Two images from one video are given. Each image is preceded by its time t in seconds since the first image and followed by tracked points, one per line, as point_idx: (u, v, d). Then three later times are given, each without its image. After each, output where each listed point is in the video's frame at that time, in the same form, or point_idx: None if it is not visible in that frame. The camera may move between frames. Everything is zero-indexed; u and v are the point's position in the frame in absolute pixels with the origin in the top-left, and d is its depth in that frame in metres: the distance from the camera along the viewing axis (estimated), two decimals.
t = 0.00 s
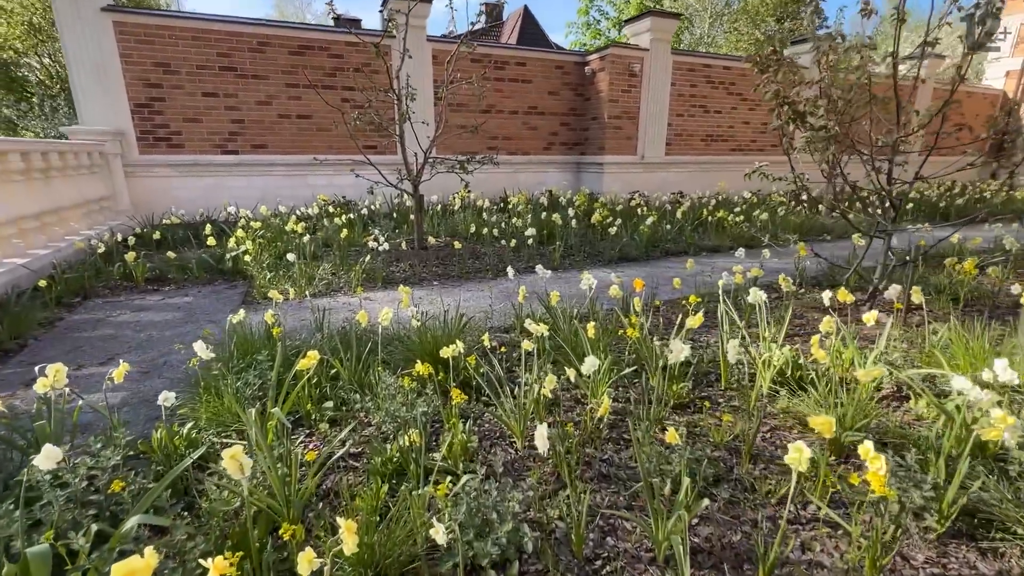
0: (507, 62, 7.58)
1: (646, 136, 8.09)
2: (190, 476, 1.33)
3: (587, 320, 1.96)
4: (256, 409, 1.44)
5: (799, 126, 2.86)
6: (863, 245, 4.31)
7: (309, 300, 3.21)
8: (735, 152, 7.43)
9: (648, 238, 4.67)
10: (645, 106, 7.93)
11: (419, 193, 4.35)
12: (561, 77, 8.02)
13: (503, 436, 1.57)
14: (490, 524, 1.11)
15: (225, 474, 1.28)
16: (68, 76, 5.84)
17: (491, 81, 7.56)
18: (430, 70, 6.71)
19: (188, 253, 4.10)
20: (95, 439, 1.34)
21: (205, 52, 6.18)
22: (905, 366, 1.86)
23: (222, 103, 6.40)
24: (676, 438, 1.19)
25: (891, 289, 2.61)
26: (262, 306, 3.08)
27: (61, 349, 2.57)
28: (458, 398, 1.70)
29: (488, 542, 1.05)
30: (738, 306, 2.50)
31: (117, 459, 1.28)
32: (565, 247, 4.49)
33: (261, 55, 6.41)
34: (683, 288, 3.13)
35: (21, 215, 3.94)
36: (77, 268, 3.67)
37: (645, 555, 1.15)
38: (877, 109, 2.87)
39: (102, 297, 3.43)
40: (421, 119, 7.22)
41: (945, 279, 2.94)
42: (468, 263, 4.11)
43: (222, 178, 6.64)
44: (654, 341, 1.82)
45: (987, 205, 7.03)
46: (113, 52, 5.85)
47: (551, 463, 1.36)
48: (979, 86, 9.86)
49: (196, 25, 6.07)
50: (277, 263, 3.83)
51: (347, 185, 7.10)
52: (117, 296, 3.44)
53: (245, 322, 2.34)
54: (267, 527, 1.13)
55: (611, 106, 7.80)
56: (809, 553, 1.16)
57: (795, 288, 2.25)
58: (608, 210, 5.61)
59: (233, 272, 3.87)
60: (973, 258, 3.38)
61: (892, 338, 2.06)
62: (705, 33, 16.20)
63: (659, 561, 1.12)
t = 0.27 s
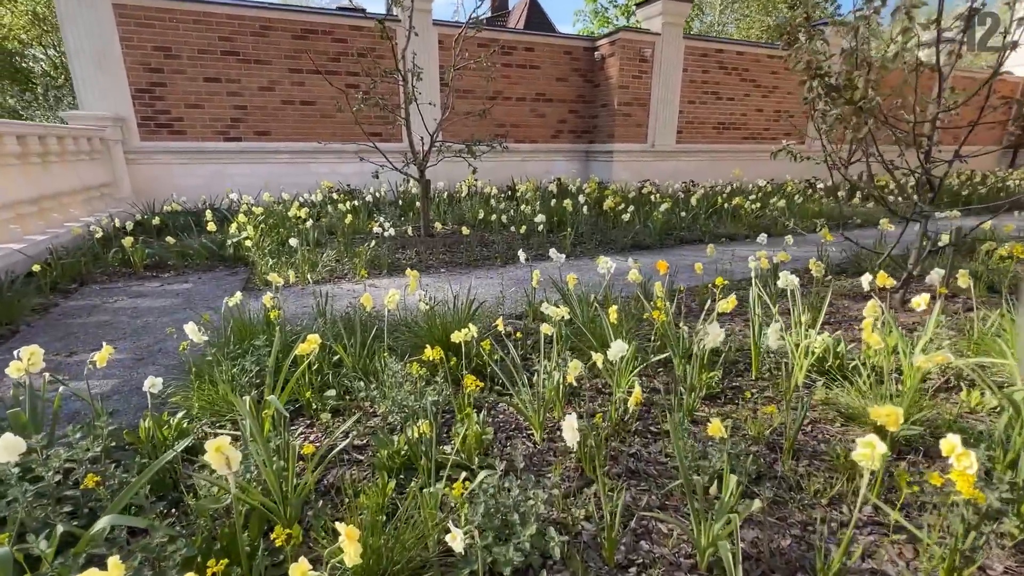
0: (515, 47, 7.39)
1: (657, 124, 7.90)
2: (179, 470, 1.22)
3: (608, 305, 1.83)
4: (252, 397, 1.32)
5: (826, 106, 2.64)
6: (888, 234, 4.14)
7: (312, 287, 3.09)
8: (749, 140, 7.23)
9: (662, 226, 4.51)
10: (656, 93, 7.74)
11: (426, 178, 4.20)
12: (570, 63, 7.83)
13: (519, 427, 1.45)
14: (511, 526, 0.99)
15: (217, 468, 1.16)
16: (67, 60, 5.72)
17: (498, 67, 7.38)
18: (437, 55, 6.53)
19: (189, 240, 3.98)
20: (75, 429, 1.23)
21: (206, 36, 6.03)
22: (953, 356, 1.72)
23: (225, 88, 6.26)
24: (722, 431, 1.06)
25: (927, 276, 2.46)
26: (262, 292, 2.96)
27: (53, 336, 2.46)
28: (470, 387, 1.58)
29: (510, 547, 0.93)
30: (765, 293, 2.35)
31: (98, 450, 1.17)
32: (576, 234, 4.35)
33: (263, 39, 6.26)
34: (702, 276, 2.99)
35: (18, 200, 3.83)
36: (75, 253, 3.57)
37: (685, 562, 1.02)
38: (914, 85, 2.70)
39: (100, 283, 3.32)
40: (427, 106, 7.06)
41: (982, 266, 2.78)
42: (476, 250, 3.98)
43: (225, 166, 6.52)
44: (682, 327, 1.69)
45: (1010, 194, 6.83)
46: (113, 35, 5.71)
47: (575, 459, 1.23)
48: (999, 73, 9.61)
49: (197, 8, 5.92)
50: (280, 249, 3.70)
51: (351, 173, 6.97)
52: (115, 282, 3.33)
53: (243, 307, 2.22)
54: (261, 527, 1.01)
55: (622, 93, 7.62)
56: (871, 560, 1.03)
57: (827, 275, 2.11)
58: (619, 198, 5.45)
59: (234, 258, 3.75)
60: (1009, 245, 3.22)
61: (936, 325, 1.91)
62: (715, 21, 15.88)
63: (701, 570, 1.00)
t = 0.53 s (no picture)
0: (522, 30, 7.22)
1: (667, 109, 7.73)
2: (171, 451, 1.12)
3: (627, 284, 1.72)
4: (249, 374, 1.23)
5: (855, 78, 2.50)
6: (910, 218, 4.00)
7: (315, 269, 2.99)
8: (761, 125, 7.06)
9: (675, 210, 4.38)
10: (665, 77, 7.57)
11: (431, 160, 4.07)
12: (577, 46, 7.65)
13: (537, 409, 1.35)
14: (533, 514, 0.89)
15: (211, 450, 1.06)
16: (65, 42, 5.60)
17: (504, 51, 7.22)
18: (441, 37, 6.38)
19: (189, 223, 3.88)
20: (58, 407, 1.13)
21: (207, 17, 5.90)
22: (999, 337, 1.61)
23: (226, 71, 6.14)
24: (772, 410, 0.94)
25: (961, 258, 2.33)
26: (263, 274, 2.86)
27: (47, 317, 2.37)
28: (483, 367, 1.48)
29: (535, 537, 0.83)
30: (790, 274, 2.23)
31: (82, 429, 1.08)
32: (586, 219, 4.22)
33: (265, 20, 6.12)
34: (720, 259, 2.87)
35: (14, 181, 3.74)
36: (72, 235, 3.48)
37: (727, 554, 0.93)
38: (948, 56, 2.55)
39: (98, 266, 3.23)
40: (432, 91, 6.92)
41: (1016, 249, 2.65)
42: (483, 234, 3.86)
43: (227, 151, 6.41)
44: (708, 305, 1.58)
45: None
46: (111, 16, 5.59)
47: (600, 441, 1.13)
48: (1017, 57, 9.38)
49: None
50: (282, 232, 3.60)
51: (355, 159, 6.85)
52: (113, 265, 3.24)
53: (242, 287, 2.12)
54: (258, 514, 0.92)
55: (630, 77, 7.45)
56: (934, 554, 0.92)
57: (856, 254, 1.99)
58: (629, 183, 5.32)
59: (235, 242, 3.65)
60: None
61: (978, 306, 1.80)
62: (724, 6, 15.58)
63: (746, 563, 0.90)
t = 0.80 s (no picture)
0: (527, 12, 7.07)
1: (674, 95, 7.58)
2: (163, 432, 1.05)
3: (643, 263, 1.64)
4: (246, 352, 1.15)
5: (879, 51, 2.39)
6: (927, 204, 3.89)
7: (316, 252, 2.90)
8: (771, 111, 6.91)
9: (684, 195, 4.28)
10: (673, 62, 7.41)
11: (435, 143, 3.97)
12: (583, 30, 7.50)
13: (551, 391, 1.27)
14: (555, 500, 0.82)
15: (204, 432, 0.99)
16: (61, 24, 5.48)
17: (509, 34, 7.07)
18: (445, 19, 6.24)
19: (187, 207, 3.79)
20: (40, 385, 1.06)
21: None
22: None
23: (225, 55, 6.01)
24: (818, 387, 0.85)
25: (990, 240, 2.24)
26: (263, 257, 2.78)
27: (40, 299, 2.29)
28: (493, 347, 1.40)
29: (560, 524, 0.76)
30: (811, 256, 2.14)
31: (65, 407, 1.00)
32: (593, 203, 4.12)
33: (264, 2, 5.99)
34: (733, 243, 2.78)
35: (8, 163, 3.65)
36: (68, 218, 3.39)
37: (766, 544, 0.85)
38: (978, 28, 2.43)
39: (94, 249, 3.16)
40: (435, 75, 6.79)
41: None
42: (489, 218, 3.77)
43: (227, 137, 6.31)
44: (731, 282, 1.49)
45: None
46: None
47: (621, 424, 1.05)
48: None
49: None
50: (282, 216, 3.51)
51: (357, 145, 6.74)
52: (110, 248, 3.16)
53: (241, 266, 2.04)
54: (253, 499, 0.84)
55: (638, 62, 7.29)
56: (992, 545, 0.85)
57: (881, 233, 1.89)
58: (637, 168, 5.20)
59: (234, 225, 3.57)
60: None
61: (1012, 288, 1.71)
62: None
63: (787, 553, 0.83)
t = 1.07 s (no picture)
0: None
1: (679, 82, 7.45)
2: (151, 422, 0.99)
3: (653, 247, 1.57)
4: (239, 337, 1.09)
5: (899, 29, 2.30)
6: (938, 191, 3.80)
7: (315, 239, 2.83)
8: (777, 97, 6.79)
9: (690, 182, 4.19)
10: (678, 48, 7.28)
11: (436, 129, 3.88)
12: (586, 15, 7.36)
13: (560, 379, 1.21)
14: (569, 494, 0.76)
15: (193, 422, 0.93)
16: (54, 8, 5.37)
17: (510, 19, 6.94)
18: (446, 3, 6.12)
19: (184, 194, 3.72)
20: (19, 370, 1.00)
21: None
22: None
23: (222, 40, 5.90)
24: (855, 373, 0.78)
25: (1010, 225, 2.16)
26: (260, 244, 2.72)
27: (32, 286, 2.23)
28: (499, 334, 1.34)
29: (575, 521, 0.70)
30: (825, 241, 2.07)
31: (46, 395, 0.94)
32: (598, 191, 4.04)
33: None
34: (743, 230, 2.70)
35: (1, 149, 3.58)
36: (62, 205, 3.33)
37: (794, 541, 0.79)
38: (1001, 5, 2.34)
39: (89, 236, 3.10)
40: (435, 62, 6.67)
41: None
42: (491, 206, 3.69)
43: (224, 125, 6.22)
44: (747, 266, 1.42)
45: None
46: None
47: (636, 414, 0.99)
48: None
49: None
50: (280, 203, 3.44)
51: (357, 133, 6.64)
52: (105, 235, 3.09)
53: (236, 252, 1.98)
54: (244, 493, 0.79)
55: (642, 48, 7.16)
56: None
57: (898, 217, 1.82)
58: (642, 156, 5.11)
59: (232, 213, 3.50)
60: None
61: None
62: None
63: (818, 552, 0.77)
